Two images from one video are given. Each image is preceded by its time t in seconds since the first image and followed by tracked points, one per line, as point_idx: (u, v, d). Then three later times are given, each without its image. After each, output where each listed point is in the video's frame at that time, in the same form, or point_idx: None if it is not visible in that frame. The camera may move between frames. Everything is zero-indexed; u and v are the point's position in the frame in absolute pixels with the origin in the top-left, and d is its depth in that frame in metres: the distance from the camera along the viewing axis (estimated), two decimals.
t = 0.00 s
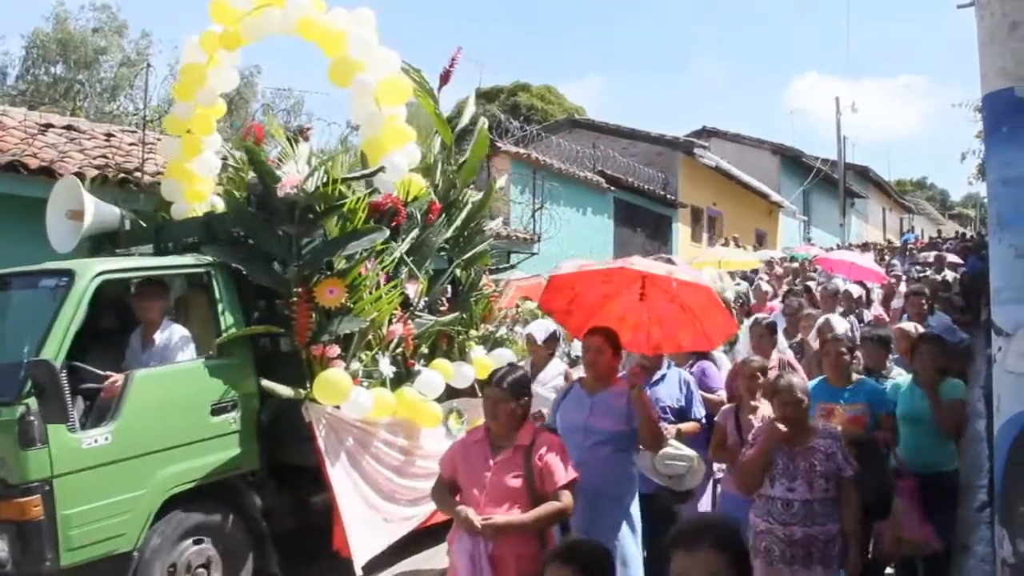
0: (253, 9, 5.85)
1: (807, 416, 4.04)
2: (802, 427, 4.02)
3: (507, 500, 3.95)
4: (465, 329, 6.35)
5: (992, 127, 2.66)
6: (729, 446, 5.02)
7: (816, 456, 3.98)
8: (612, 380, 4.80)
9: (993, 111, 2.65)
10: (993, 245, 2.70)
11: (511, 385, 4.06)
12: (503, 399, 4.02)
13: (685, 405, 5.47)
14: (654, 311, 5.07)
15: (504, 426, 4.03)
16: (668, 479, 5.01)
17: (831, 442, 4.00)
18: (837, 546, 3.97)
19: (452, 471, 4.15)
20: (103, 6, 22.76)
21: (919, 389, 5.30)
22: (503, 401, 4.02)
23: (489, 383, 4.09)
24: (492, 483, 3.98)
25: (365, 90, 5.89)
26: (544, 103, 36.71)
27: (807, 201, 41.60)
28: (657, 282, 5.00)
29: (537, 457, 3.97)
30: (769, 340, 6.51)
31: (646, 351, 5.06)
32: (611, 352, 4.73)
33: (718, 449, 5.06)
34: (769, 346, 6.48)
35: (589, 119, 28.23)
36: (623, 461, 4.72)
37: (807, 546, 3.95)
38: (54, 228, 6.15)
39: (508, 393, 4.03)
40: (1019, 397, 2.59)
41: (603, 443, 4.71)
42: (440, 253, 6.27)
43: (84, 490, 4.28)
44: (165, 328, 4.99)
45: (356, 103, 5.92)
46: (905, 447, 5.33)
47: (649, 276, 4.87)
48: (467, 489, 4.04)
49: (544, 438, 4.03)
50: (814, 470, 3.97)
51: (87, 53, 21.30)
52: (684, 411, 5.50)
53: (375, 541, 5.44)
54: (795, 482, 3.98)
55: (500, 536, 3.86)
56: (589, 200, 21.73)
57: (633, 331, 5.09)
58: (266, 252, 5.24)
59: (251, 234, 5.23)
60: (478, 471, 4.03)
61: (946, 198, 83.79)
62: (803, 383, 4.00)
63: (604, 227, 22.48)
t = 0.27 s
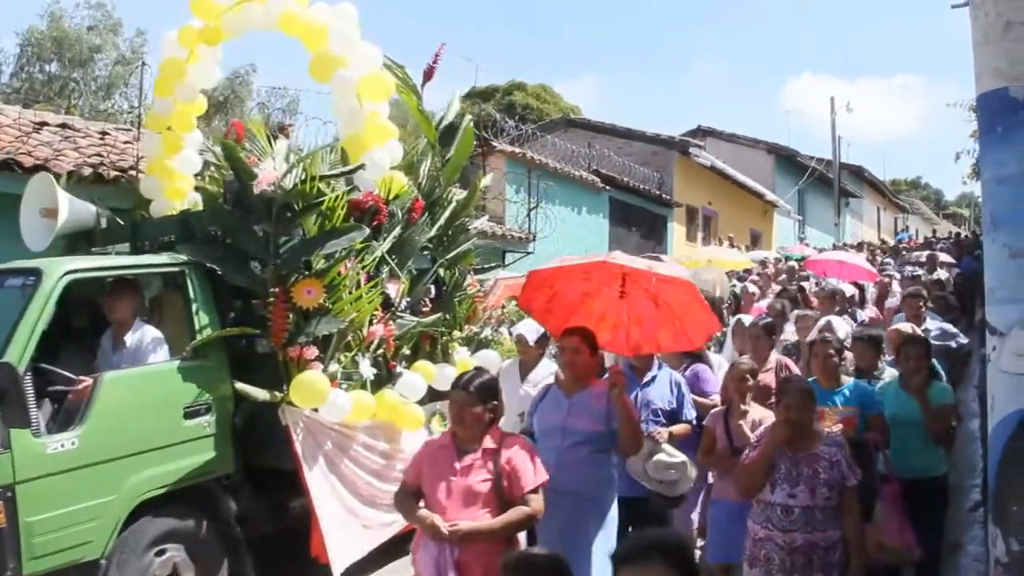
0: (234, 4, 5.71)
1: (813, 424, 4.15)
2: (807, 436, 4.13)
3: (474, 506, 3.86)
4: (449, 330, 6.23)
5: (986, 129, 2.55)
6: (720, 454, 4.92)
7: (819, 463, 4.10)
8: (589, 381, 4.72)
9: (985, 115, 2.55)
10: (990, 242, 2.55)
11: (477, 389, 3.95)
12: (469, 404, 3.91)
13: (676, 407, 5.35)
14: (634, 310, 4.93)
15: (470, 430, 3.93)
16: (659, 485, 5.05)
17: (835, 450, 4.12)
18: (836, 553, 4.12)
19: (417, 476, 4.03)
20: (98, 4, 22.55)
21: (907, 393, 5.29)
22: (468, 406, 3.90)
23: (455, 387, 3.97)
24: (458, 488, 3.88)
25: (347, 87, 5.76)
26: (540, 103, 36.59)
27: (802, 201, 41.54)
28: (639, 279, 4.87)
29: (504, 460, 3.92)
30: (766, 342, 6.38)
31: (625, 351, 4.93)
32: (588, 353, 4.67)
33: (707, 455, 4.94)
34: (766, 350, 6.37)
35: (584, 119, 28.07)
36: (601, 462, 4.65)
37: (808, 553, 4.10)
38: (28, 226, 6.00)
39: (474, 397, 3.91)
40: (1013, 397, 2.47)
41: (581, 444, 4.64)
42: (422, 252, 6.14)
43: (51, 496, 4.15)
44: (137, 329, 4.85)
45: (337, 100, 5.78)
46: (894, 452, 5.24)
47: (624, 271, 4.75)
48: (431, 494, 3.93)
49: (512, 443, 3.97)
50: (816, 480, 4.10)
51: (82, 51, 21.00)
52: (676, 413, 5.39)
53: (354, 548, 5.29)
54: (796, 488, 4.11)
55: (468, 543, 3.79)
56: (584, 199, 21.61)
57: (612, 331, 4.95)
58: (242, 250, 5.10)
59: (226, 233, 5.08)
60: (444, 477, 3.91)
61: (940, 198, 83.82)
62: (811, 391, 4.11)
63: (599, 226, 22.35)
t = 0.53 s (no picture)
0: None
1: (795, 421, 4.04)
2: (790, 435, 4.03)
3: (434, 504, 3.73)
4: (422, 326, 6.10)
5: (970, 126, 2.99)
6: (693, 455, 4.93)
7: (803, 463, 3.97)
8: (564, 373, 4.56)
9: (970, 111, 2.98)
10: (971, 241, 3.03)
11: (437, 383, 3.80)
12: (427, 400, 3.76)
13: (650, 408, 5.23)
14: (606, 307, 4.85)
15: (429, 427, 3.78)
16: (638, 487, 4.75)
17: (820, 449, 4.00)
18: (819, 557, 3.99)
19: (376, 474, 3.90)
20: None
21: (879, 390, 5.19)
22: (427, 402, 3.76)
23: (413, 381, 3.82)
24: (418, 487, 3.74)
25: (319, 76, 5.57)
26: (526, 98, 36.42)
27: (787, 198, 41.56)
28: (613, 276, 4.78)
29: (463, 455, 3.78)
30: (747, 340, 6.26)
31: (593, 348, 4.85)
32: (563, 349, 4.51)
33: (680, 459, 4.94)
34: (747, 348, 6.25)
35: (571, 114, 27.90)
36: (577, 462, 4.50)
37: (791, 556, 3.97)
38: None
39: (433, 393, 3.77)
40: (996, 393, 2.93)
41: (556, 443, 4.48)
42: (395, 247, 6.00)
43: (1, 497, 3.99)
44: (93, 323, 4.72)
45: (308, 90, 5.59)
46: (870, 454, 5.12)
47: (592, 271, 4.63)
48: (390, 492, 3.81)
49: (472, 439, 3.83)
50: (800, 481, 3.97)
51: (65, 41, 20.63)
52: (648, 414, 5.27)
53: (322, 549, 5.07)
54: (779, 489, 3.98)
55: (429, 543, 3.67)
56: (570, 195, 21.48)
57: (582, 328, 4.85)
58: (206, 242, 4.95)
59: (190, 225, 4.93)
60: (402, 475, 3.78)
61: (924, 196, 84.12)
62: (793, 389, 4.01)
63: (585, 222, 22.23)
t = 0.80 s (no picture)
0: None
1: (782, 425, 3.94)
2: (776, 440, 3.92)
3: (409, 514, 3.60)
4: (404, 326, 6.00)
5: (966, 126, 3.65)
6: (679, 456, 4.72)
7: (788, 469, 3.86)
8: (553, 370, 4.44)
9: (965, 112, 3.65)
10: (965, 245, 3.72)
11: (417, 387, 3.67)
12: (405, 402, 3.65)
13: (637, 406, 5.13)
14: (591, 307, 4.75)
15: (407, 430, 3.67)
16: (629, 484, 4.83)
17: (806, 454, 3.88)
18: (808, 564, 3.88)
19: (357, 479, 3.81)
20: None
21: (870, 393, 5.15)
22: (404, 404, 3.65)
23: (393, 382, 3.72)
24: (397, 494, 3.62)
25: (299, 72, 5.40)
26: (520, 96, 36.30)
27: (780, 197, 41.52)
28: (598, 276, 4.68)
29: (443, 463, 3.63)
30: (733, 341, 6.16)
31: (579, 349, 4.74)
32: (551, 352, 4.41)
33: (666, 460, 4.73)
34: (732, 349, 6.16)
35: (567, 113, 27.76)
36: (565, 468, 4.39)
37: (780, 563, 3.87)
38: None
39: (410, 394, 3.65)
40: (986, 392, 3.59)
41: (544, 448, 4.38)
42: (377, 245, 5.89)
43: None
44: (64, 323, 4.60)
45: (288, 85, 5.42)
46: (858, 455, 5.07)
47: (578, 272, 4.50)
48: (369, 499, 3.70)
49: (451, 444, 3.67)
50: (787, 486, 3.86)
51: (59, 38, 20.50)
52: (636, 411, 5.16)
53: (302, 554, 4.97)
54: (765, 496, 3.88)
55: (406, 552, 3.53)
56: (564, 193, 21.38)
57: (567, 329, 4.76)
58: (182, 240, 4.84)
59: (166, 222, 4.82)
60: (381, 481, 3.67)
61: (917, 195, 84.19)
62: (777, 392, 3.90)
63: (578, 220, 22.13)
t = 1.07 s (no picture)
0: None
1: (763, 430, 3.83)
2: (758, 446, 3.81)
3: (391, 527, 3.52)
4: (386, 327, 5.87)
5: (962, 126, 3.39)
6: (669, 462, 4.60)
7: (772, 475, 3.75)
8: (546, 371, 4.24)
9: (961, 112, 3.40)
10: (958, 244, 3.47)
11: (405, 396, 3.64)
12: (394, 411, 3.61)
13: (630, 414, 5.01)
14: (589, 312, 4.58)
15: (394, 440, 3.62)
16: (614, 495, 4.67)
17: (790, 459, 3.76)
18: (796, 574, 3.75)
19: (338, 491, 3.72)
20: None
21: (873, 400, 5.03)
22: (393, 413, 3.61)
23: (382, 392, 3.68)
24: (379, 505, 3.55)
25: (280, 64, 5.24)
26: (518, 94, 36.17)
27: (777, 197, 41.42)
28: (595, 278, 4.50)
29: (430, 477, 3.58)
30: (719, 341, 6.04)
31: (576, 357, 4.61)
32: (544, 355, 4.21)
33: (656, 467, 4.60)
34: (718, 350, 6.03)
35: (563, 111, 27.64)
36: (551, 478, 4.19)
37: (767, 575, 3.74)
38: None
39: (401, 404, 3.62)
40: (984, 391, 3.35)
41: (528, 456, 4.17)
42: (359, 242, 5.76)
43: None
44: (32, 322, 4.45)
45: (269, 78, 5.27)
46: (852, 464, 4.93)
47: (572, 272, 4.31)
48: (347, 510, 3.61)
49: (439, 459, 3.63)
50: (771, 492, 3.75)
51: (56, 33, 20.38)
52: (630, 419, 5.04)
53: (279, 558, 4.82)
54: (750, 504, 3.76)
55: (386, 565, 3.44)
56: (561, 192, 21.25)
57: (564, 334, 4.61)
58: (157, 237, 4.68)
59: (138, 217, 4.67)
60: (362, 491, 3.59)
61: (914, 196, 84.15)
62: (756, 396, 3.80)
63: (575, 220, 22.00)
